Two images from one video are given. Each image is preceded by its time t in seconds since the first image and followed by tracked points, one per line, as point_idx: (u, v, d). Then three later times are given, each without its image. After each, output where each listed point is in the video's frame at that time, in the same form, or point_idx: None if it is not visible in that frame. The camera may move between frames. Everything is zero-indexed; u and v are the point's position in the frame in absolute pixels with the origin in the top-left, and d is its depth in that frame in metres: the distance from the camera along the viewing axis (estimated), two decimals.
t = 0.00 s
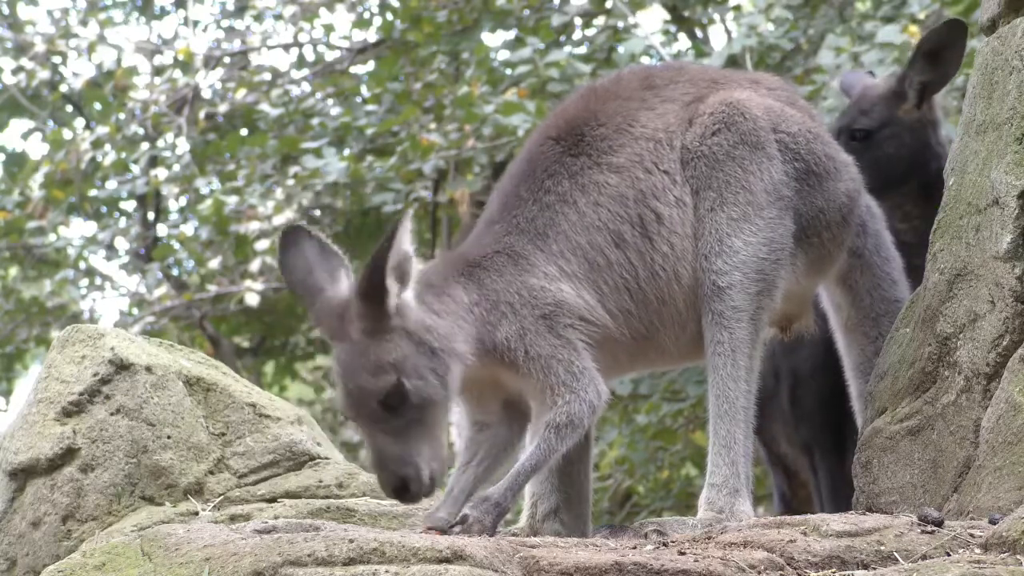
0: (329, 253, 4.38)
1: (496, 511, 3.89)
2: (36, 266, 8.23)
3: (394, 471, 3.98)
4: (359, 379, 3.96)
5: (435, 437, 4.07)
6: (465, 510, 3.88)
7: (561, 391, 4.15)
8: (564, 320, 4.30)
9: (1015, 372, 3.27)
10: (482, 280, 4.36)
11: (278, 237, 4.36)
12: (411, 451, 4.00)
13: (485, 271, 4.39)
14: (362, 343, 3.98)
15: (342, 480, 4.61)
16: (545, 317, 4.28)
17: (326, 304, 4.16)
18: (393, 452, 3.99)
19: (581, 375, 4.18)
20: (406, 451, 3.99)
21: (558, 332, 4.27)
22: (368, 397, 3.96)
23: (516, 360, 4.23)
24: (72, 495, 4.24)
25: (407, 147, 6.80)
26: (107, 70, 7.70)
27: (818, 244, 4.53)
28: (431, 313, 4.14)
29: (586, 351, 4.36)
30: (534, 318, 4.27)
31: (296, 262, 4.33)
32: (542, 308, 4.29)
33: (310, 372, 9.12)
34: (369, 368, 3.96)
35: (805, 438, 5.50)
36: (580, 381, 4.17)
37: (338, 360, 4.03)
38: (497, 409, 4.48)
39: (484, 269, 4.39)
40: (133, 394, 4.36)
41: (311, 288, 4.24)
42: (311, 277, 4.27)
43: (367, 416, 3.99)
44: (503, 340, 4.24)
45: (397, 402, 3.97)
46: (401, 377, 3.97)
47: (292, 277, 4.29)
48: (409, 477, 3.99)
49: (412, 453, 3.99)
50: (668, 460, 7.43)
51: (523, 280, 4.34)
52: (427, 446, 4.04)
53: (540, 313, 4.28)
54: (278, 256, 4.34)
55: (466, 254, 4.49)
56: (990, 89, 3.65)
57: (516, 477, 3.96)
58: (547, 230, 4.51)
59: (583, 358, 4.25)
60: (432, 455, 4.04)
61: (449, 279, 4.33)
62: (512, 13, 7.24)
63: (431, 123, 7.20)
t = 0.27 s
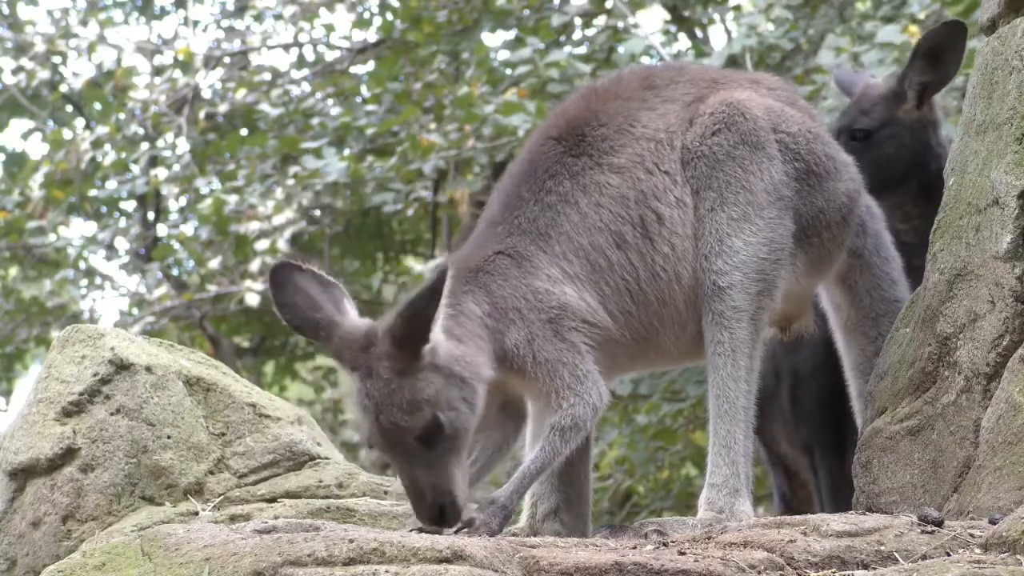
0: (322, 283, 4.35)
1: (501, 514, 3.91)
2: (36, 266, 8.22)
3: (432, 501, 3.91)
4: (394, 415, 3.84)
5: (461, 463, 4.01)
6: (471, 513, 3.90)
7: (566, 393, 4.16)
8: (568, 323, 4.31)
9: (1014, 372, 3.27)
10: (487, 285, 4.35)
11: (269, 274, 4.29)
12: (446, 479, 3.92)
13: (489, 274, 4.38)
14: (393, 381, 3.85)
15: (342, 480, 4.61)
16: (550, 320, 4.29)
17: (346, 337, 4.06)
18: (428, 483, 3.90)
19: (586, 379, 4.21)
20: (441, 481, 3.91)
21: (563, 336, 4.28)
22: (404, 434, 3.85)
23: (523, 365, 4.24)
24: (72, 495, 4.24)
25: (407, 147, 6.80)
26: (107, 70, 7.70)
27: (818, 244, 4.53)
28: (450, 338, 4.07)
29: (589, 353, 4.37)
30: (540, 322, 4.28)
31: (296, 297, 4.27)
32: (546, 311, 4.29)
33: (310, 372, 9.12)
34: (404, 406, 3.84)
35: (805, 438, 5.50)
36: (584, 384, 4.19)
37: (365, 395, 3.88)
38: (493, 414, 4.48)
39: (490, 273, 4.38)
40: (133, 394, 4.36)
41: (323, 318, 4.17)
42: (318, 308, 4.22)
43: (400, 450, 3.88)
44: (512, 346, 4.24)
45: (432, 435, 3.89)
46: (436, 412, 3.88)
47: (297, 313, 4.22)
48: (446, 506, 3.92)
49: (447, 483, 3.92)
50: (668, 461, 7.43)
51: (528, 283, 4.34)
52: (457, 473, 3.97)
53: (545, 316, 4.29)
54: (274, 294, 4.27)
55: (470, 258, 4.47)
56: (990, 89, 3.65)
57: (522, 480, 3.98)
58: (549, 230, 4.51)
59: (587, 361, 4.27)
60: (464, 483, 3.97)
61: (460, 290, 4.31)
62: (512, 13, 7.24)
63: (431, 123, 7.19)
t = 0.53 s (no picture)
0: (324, 286, 4.37)
1: (497, 512, 3.89)
2: (36, 266, 8.22)
3: (409, 504, 3.87)
4: (384, 412, 3.87)
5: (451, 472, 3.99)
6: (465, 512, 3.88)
7: (563, 392, 4.16)
8: (565, 323, 4.31)
9: (1015, 372, 3.27)
10: (485, 286, 4.34)
11: (274, 273, 4.31)
12: (428, 484, 3.90)
13: (487, 275, 4.37)
14: (389, 378, 3.89)
15: (342, 480, 4.61)
16: (548, 321, 4.28)
17: (345, 335, 4.09)
18: (409, 485, 3.88)
19: (583, 377, 4.21)
20: (423, 485, 3.89)
21: (560, 335, 4.28)
22: (391, 431, 3.87)
23: (520, 366, 4.23)
24: (72, 495, 4.24)
25: (407, 148, 6.80)
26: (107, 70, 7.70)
27: (818, 244, 4.53)
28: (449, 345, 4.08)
29: (587, 352, 4.37)
30: (538, 322, 4.27)
31: (298, 297, 4.29)
32: (544, 311, 4.29)
33: (310, 372, 9.11)
34: (395, 404, 3.87)
35: (805, 438, 5.51)
36: (581, 383, 4.20)
37: (358, 389, 3.93)
38: (492, 412, 4.48)
39: (487, 273, 4.38)
40: (133, 394, 4.36)
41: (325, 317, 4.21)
42: (320, 308, 4.26)
43: (388, 449, 3.89)
44: (508, 348, 4.23)
45: (421, 436, 3.90)
46: (427, 414, 3.90)
47: (299, 312, 4.26)
48: (422, 511, 3.87)
49: (428, 487, 3.89)
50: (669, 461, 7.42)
51: (525, 283, 4.34)
52: (442, 482, 3.94)
53: (543, 316, 4.28)
54: (277, 292, 4.29)
55: (469, 258, 4.47)
56: (990, 89, 3.65)
57: (518, 478, 3.97)
58: (547, 230, 4.51)
59: (584, 360, 4.27)
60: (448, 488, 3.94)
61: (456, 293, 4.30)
62: (512, 14, 7.24)
63: (431, 123, 7.19)
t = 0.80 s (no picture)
0: (322, 287, 4.34)
1: (491, 512, 3.84)
2: (36, 266, 8.22)
3: (409, 509, 3.88)
4: (385, 416, 3.89)
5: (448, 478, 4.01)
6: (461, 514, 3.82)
7: (559, 395, 4.16)
8: (562, 324, 4.31)
9: (1015, 372, 3.27)
10: (482, 289, 4.35)
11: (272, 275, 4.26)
12: (427, 489, 3.91)
13: (483, 278, 4.39)
14: (391, 382, 3.91)
15: (342, 480, 4.61)
16: (545, 323, 4.29)
17: (346, 336, 4.09)
18: (408, 489, 3.89)
19: (579, 380, 4.20)
20: (422, 489, 3.90)
21: (557, 337, 4.28)
22: (393, 435, 3.88)
23: (517, 369, 4.24)
24: (72, 495, 4.24)
25: (407, 148, 6.80)
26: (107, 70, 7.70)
27: (817, 244, 4.53)
28: (451, 352, 4.10)
29: (584, 354, 4.37)
30: (535, 324, 4.28)
31: (296, 297, 4.25)
32: (541, 313, 4.29)
33: (309, 372, 9.11)
34: (397, 408, 3.89)
35: (806, 438, 5.52)
36: (578, 385, 4.19)
37: (359, 392, 3.95)
38: (488, 412, 4.47)
39: (484, 276, 4.39)
40: (133, 394, 4.36)
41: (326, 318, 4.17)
42: (320, 308, 4.22)
43: (387, 453, 3.90)
44: (506, 351, 4.24)
45: (422, 441, 3.91)
46: (429, 418, 3.91)
47: (297, 313, 4.21)
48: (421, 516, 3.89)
49: (427, 492, 3.91)
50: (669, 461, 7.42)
51: (522, 285, 4.34)
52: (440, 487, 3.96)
53: (540, 318, 4.28)
54: (275, 293, 4.24)
55: (466, 261, 4.48)
56: (990, 89, 3.65)
57: (514, 480, 3.96)
58: (545, 231, 4.51)
59: (581, 362, 4.27)
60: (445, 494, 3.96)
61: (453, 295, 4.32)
62: (512, 14, 7.24)
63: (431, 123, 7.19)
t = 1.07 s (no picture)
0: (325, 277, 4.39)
1: (487, 511, 3.88)
2: (36, 266, 8.22)
3: (406, 503, 3.93)
4: (381, 409, 3.95)
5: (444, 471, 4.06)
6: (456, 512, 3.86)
7: (559, 393, 4.16)
8: (562, 324, 4.31)
9: (1014, 372, 3.27)
10: (483, 288, 4.36)
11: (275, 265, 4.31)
12: (423, 482, 3.96)
13: (484, 278, 4.39)
14: (386, 376, 3.98)
15: (342, 480, 4.60)
16: (546, 323, 4.29)
17: (344, 330, 4.15)
18: (404, 483, 3.95)
19: (580, 378, 4.20)
20: (418, 483, 3.95)
21: (558, 338, 4.28)
22: (388, 429, 3.95)
23: (518, 368, 4.24)
24: (72, 495, 4.24)
25: (407, 148, 6.81)
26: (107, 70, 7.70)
27: (818, 244, 4.53)
28: (451, 345, 4.17)
29: (584, 354, 4.37)
30: (535, 323, 4.28)
31: (299, 288, 4.31)
32: (542, 313, 4.29)
33: (310, 372, 9.11)
34: (392, 401, 3.96)
35: (800, 439, 5.52)
36: (578, 383, 4.19)
37: (355, 385, 4.02)
38: (489, 410, 4.46)
39: (485, 275, 4.40)
40: (133, 394, 4.36)
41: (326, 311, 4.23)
42: (320, 300, 4.28)
43: (383, 446, 3.97)
44: (506, 348, 4.26)
45: (417, 434, 3.98)
46: (423, 412, 3.98)
47: (299, 303, 4.27)
48: (417, 509, 3.93)
49: (423, 485, 3.96)
50: (669, 461, 7.42)
51: (523, 284, 4.35)
52: (437, 480, 4.01)
53: (540, 318, 4.29)
54: (278, 284, 4.30)
55: (467, 261, 4.48)
56: (990, 89, 3.65)
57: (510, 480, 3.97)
58: (545, 230, 4.51)
59: (582, 362, 4.26)
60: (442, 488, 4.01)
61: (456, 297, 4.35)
62: (512, 13, 7.24)
63: (431, 123, 7.19)
